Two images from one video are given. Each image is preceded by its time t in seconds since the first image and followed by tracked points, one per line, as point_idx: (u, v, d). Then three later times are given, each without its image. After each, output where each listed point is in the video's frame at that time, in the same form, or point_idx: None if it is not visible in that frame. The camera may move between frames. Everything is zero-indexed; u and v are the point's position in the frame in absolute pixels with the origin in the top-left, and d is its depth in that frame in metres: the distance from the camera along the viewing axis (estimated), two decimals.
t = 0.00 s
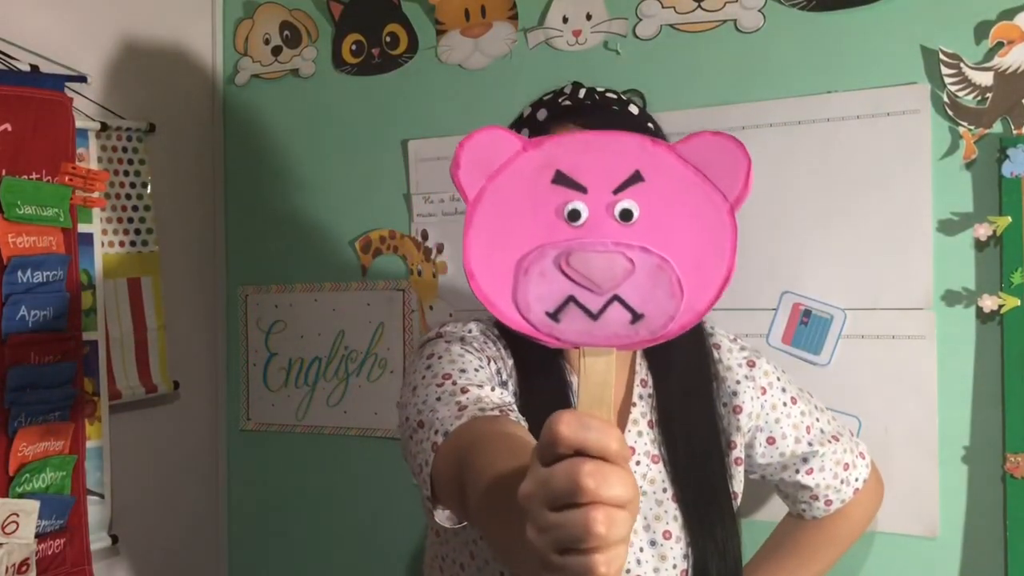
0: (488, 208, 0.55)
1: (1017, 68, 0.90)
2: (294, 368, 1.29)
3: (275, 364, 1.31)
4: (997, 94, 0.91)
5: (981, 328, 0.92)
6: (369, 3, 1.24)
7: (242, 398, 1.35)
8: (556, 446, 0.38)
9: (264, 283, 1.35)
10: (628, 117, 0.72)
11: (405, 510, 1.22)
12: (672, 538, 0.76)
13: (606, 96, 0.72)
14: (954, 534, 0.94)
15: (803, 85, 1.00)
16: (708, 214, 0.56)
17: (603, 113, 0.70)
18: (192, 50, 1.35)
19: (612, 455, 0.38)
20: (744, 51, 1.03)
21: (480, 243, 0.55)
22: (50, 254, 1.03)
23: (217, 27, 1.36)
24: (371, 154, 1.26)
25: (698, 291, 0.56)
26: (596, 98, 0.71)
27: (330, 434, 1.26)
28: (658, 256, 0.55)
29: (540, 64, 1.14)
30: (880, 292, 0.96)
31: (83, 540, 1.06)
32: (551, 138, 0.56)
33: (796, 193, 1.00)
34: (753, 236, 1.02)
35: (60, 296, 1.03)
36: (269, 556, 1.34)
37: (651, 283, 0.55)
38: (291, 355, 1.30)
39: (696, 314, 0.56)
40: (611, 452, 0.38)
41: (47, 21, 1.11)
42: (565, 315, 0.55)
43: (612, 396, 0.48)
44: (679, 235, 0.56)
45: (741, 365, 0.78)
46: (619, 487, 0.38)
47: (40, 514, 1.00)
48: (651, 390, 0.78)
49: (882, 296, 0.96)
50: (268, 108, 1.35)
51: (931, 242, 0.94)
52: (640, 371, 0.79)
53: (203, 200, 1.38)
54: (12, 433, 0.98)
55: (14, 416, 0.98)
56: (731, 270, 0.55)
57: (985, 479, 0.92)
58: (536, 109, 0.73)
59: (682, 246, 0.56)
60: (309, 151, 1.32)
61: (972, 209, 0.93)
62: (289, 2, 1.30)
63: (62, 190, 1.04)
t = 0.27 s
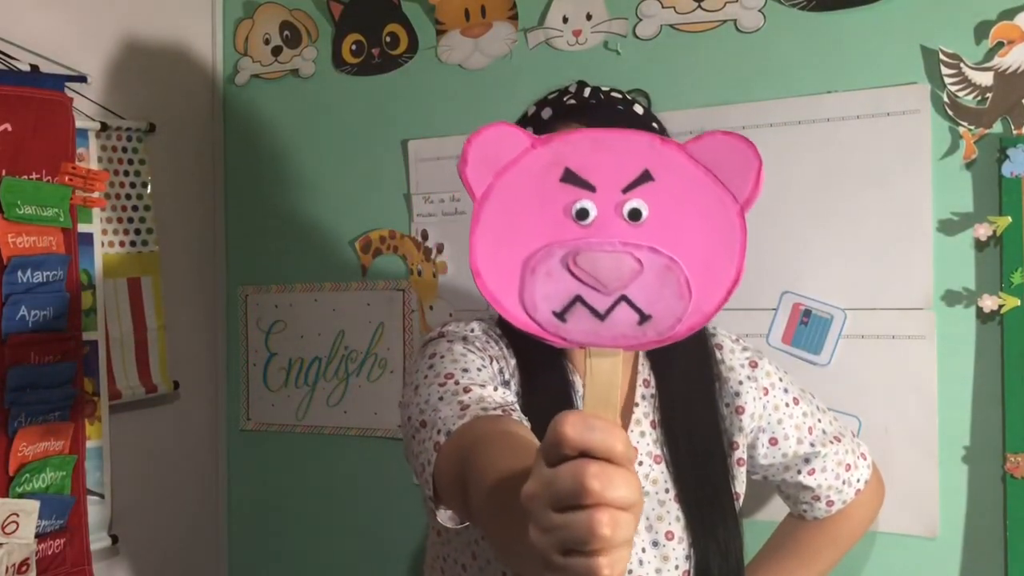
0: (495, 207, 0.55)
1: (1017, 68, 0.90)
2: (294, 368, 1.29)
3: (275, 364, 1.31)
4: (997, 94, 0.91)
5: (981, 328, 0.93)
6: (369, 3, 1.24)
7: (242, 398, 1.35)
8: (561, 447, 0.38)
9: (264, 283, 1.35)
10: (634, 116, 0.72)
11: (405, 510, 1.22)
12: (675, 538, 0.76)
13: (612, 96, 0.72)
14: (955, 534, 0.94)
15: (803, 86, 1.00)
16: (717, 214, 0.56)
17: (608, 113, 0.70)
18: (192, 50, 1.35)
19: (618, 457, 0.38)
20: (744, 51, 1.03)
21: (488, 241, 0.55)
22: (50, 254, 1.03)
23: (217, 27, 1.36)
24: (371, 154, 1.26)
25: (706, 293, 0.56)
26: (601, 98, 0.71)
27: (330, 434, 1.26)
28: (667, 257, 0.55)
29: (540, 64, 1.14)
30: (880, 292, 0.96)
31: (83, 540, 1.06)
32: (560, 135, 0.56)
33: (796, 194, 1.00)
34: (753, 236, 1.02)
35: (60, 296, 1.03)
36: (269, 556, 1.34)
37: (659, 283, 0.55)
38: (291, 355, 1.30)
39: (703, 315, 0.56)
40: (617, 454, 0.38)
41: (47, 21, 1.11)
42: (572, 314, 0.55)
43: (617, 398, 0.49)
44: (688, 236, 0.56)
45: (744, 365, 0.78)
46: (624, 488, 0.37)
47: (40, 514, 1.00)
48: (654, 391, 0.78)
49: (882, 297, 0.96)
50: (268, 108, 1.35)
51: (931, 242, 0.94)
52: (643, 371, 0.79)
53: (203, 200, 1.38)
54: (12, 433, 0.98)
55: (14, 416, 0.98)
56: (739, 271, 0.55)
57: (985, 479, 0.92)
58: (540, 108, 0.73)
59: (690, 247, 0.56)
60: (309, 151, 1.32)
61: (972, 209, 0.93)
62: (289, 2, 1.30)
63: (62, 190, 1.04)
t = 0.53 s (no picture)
0: (515, 219, 0.55)
1: (1017, 68, 0.90)
2: (294, 368, 1.29)
3: (275, 364, 1.31)
4: (997, 94, 0.91)
5: (981, 328, 0.92)
6: (369, 3, 1.24)
7: (242, 398, 1.36)
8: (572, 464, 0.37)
9: (264, 283, 1.35)
10: (636, 117, 0.72)
11: (405, 510, 1.22)
12: (676, 542, 0.76)
13: (613, 98, 0.71)
14: (955, 535, 0.94)
15: (802, 86, 1.00)
16: (738, 233, 0.56)
17: (610, 114, 0.70)
18: (192, 50, 1.35)
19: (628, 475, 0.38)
20: (744, 51, 1.03)
21: (507, 253, 0.55)
22: (50, 254, 1.03)
23: (218, 27, 1.36)
24: (371, 154, 1.26)
25: (725, 312, 0.55)
26: (602, 99, 0.71)
27: (330, 434, 1.26)
28: (687, 274, 0.55)
29: (540, 64, 1.14)
30: (880, 292, 0.96)
31: (83, 540, 1.06)
32: (582, 148, 0.56)
33: (796, 194, 1.00)
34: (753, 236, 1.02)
35: (60, 296, 1.03)
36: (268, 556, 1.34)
37: (678, 301, 0.55)
38: (291, 355, 1.30)
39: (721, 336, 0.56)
40: (627, 472, 0.38)
41: (47, 21, 1.11)
42: (590, 329, 0.55)
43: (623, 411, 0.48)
44: (707, 254, 0.56)
45: (745, 367, 0.79)
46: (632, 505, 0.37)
47: (40, 514, 1.00)
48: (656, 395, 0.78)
49: (882, 297, 0.96)
50: (268, 108, 1.35)
51: (931, 242, 0.94)
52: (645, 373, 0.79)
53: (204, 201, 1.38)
54: (12, 433, 0.98)
55: (14, 416, 0.98)
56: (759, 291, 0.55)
57: (986, 480, 0.92)
58: (541, 110, 0.73)
59: (710, 265, 0.56)
60: (309, 151, 1.32)
61: (972, 209, 0.93)
62: (288, 2, 1.30)
63: (62, 190, 1.04)
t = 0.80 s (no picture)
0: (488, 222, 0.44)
1: (1017, 67, 0.90)
2: (294, 368, 1.29)
3: (275, 364, 1.31)
4: (997, 94, 0.91)
5: (980, 329, 0.92)
6: (369, 3, 1.24)
7: (242, 398, 1.35)
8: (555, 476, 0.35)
9: (264, 283, 1.35)
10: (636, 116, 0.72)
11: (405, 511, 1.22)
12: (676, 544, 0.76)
13: (613, 97, 0.72)
14: (955, 535, 0.94)
15: (802, 86, 1.00)
16: (737, 246, 0.44)
17: (609, 110, 0.70)
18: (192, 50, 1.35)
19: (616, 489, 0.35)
20: (744, 51, 1.03)
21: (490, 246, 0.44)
22: (50, 254, 1.02)
23: (218, 27, 1.36)
24: (371, 153, 1.26)
25: (724, 340, 0.44)
26: (602, 98, 0.71)
27: (330, 434, 1.26)
28: (686, 294, 0.44)
29: (540, 64, 1.14)
30: (881, 292, 0.96)
31: (83, 540, 1.06)
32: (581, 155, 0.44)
33: (796, 194, 1.00)
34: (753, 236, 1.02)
35: (60, 297, 1.03)
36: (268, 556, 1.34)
37: (674, 326, 0.44)
38: (291, 355, 1.30)
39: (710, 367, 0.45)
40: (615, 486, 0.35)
41: (47, 21, 1.11)
42: (585, 342, 0.44)
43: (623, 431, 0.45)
44: (709, 269, 0.44)
45: (748, 368, 0.78)
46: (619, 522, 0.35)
47: (40, 515, 1.00)
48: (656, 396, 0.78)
49: (882, 297, 0.95)
50: (269, 108, 1.35)
51: (931, 242, 0.94)
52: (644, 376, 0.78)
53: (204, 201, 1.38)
54: (12, 433, 0.98)
55: (14, 416, 0.98)
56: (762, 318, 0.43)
57: (986, 480, 0.92)
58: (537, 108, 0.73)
59: (714, 285, 0.44)
60: (309, 151, 1.32)
61: (972, 209, 0.93)
62: (288, 2, 1.30)
63: (62, 190, 1.04)
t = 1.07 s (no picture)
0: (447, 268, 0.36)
1: (1017, 68, 0.91)
2: (294, 368, 1.30)
3: (275, 364, 1.32)
4: (996, 94, 0.91)
5: (980, 328, 0.93)
6: (370, 3, 1.24)
7: (244, 398, 1.36)
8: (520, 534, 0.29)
9: (264, 284, 1.35)
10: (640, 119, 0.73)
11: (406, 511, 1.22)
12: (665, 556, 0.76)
13: (619, 102, 0.73)
14: (955, 535, 0.94)
15: (802, 86, 1.00)
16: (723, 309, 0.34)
17: (615, 118, 0.72)
18: (192, 50, 1.35)
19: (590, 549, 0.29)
20: (744, 51, 1.03)
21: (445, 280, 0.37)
22: (51, 254, 1.03)
23: (218, 27, 1.36)
24: (371, 154, 1.26)
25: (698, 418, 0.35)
26: (608, 103, 0.72)
27: (330, 434, 1.27)
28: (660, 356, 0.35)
29: (540, 64, 1.14)
30: (880, 292, 0.96)
31: (83, 540, 1.06)
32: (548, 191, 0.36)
33: (796, 194, 1.00)
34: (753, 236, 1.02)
35: (61, 297, 1.04)
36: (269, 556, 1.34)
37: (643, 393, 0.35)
38: (291, 355, 1.31)
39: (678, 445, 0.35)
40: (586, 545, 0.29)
41: (47, 20, 1.11)
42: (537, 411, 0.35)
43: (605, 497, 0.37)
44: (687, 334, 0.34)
45: (751, 379, 0.81)
46: None
47: (41, 515, 1.00)
48: (654, 405, 0.78)
49: (882, 296, 0.96)
50: (269, 108, 1.35)
51: (931, 242, 0.94)
52: (641, 385, 0.78)
53: (203, 202, 1.38)
54: (13, 433, 0.98)
55: (15, 416, 0.98)
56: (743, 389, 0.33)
57: (985, 479, 0.93)
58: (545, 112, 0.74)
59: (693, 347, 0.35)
60: (309, 151, 1.32)
61: (972, 209, 0.93)
62: (289, 2, 1.30)
63: (62, 190, 1.04)
